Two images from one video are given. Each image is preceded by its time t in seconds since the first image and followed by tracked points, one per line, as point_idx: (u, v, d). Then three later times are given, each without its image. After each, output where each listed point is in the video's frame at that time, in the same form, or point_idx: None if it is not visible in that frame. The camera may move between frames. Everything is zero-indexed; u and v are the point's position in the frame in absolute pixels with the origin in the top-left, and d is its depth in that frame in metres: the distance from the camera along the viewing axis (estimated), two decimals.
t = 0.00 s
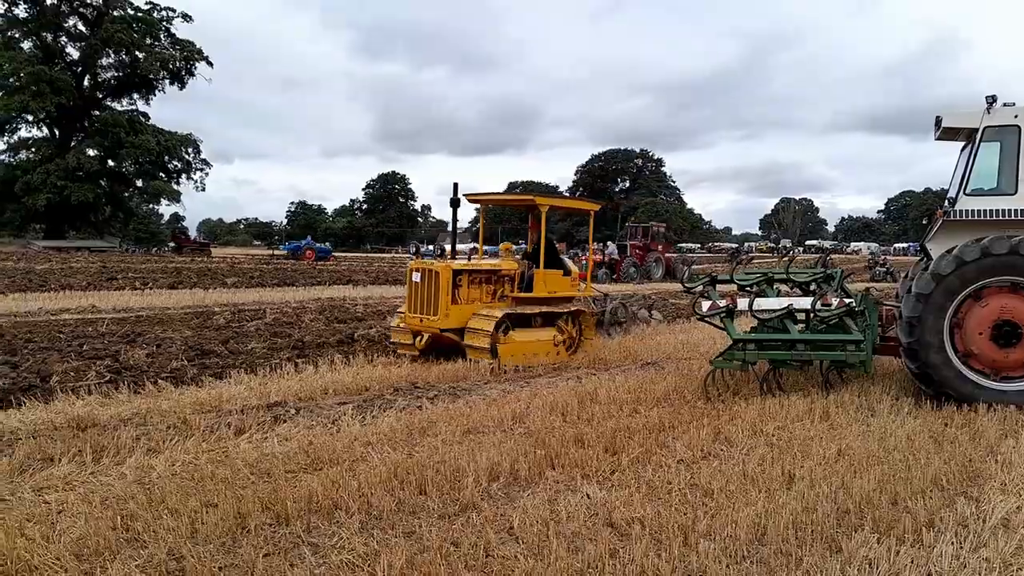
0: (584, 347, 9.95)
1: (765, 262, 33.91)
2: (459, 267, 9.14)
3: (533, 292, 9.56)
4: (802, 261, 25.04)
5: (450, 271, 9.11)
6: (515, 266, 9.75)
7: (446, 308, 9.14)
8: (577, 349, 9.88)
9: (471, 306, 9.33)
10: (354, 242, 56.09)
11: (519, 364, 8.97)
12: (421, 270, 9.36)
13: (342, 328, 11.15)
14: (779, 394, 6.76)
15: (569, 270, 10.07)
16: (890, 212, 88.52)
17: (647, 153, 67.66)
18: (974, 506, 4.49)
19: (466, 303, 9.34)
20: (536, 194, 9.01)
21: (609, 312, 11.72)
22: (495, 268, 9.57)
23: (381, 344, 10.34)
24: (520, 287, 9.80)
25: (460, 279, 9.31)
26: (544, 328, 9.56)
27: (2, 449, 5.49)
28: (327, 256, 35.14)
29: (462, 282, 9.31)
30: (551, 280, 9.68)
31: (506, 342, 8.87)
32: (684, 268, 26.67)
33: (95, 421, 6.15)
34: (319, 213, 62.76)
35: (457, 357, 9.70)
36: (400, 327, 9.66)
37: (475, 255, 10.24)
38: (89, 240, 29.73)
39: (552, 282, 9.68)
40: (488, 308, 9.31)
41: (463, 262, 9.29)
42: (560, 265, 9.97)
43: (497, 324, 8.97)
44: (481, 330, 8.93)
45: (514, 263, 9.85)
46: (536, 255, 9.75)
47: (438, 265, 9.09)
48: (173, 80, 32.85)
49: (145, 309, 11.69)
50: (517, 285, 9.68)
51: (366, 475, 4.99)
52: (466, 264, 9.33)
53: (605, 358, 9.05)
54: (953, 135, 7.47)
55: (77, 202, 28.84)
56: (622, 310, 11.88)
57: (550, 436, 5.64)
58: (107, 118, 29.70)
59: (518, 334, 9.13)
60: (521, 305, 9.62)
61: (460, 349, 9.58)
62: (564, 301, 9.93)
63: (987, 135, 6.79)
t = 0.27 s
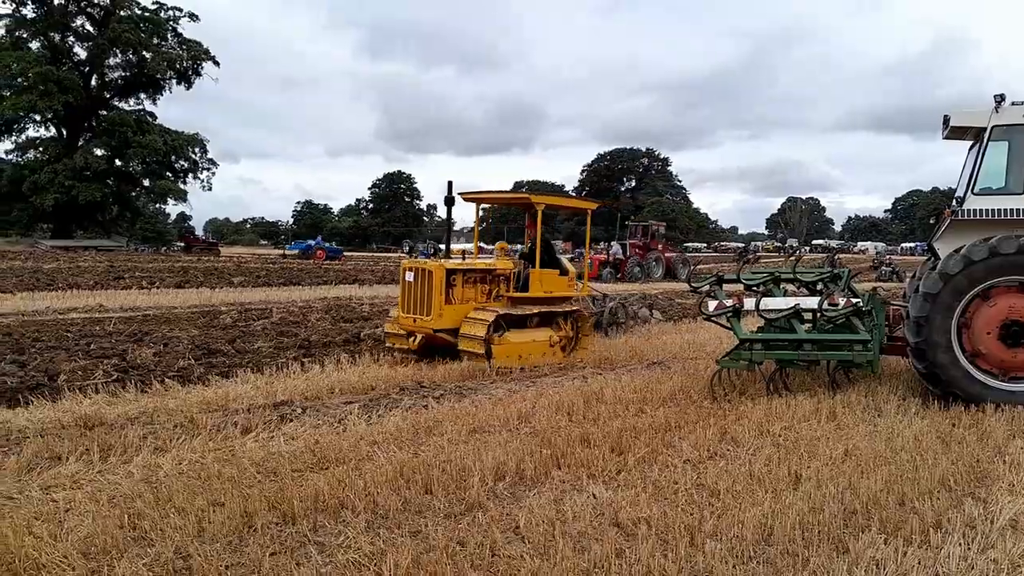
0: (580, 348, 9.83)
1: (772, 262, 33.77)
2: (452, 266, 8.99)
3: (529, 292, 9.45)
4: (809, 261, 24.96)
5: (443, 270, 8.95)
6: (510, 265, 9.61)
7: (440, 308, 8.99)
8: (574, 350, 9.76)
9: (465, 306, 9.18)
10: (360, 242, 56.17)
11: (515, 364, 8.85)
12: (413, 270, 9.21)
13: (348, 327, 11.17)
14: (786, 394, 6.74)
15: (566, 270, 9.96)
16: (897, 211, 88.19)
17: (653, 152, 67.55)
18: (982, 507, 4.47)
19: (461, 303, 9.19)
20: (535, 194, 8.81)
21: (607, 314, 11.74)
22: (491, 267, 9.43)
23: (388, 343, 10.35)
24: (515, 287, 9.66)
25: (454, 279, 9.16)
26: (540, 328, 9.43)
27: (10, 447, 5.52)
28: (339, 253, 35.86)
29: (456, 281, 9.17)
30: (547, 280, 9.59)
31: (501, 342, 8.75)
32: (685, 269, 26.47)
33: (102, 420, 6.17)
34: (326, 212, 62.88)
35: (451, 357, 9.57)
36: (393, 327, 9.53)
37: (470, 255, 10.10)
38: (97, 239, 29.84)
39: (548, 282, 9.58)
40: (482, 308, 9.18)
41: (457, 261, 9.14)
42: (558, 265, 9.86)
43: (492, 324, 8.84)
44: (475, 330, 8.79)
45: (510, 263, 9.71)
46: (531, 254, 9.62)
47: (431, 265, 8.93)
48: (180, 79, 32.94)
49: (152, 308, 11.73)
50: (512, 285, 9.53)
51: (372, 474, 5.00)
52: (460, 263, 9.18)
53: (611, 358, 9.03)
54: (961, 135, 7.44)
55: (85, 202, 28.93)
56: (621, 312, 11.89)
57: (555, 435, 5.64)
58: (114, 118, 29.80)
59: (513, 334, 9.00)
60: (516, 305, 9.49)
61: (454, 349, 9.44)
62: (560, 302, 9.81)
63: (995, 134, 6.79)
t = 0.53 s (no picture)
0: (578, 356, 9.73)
1: (781, 268, 33.68)
2: (448, 275, 8.86)
3: (527, 300, 9.33)
4: (820, 269, 24.86)
5: (439, 279, 8.82)
6: (507, 274, 9.51)
7: (435, 318, 8.86)
8: (572, 359, 9.65)
9: (461, 315, 9.06)
10: (368, 249, 56.29)
11: (512, 374, 8.73)
12: (408, 278, 9.08)
13: (357, 335, 11.18)
14: (796, 402, 6.70)
15: (565, 278, 9.87)
16: (906, 217, 87.82)
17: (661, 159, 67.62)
18: (995, 516, 4.44)
19: (456, 312, 9.06)
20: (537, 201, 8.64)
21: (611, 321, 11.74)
22: (487, 276, 9.30)
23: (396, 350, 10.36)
24: (513, 295, 9.56)
25: (450, 287, 9.02)
26: (537, 337, 9.33)
27: (22, 455, 5.54)
28: (351, 263, 36.37)
29: (451, 290, 9.03)
30: (545, 288, 9.47)
31: (497, 351, 8.64)
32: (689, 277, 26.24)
33: (112, 428, 6.20)
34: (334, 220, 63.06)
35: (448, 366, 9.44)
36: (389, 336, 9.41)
37: (468, 262, 9.98)
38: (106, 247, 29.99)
39: (547, 289, 9.46)
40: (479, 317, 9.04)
41: (452, 270, 9.01)
42: (556, 272, 9.75)
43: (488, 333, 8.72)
44: (471, 339, 8.68)
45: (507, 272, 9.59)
46: (530, 262, 9.50)
47: (427, 273, 8.79)
48: (189, 88, 33.16)
49: (162, 316, 11.78)
50: (509, 293, 9.41)
51: (382, 483, 5.00)
52: (456, 271, 9.04)
53: (620, 365, 9.04)
54: (971, 141, 7.41)
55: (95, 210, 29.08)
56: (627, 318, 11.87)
57: (564, 444, 5.63)
58: (124, 127, 30.00)
59: (510, 343, 8.90)
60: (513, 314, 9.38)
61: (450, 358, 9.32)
62: (558, 310, 9.70)
63: (1005, 141, 6.78)
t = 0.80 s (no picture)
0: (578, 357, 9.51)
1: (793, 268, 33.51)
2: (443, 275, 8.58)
3: (526, 300, 9.06)
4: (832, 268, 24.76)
5: (434, 279, 8.54)
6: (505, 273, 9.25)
7: (430, 319, 8.60)
8: (571, 360, 9.43)
9: (456, 316, 8.79)
10: (377, 250, 56.39)
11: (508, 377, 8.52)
12: (403, 278, 8.81)
13: (366, 335, 11.21)
14: (806, 402, 6.68)
15: (565, 277, 9.60)
16: (917, 218, 87.35)
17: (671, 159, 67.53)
18: (1007, 516, 4.41)
19: (452, 313, 8.80)
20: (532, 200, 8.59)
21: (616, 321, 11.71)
22: (485, 276, 9.03)
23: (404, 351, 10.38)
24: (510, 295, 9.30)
25: (446, 288, 8.75)
26: (535, 338, 9.10)
27: (34, 454, 5.58)
28: (365, 264, 36.59)
29: (447, 290, 8.76)
30: (544, 288, 9.20)
31: (494, 354, 8.41)
32: (692, 276, 26.21)
33: (123, 428, 6.23)
34: (343, 221, 63.21)
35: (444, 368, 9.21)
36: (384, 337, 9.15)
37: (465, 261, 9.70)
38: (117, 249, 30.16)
39: (546, 289, 9.20)
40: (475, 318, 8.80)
41: (448, 270, 8.73)
42: (556, 272, 9.49)
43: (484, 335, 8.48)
44: (467, 341, 8.44)
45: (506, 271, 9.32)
46: (529, 262, 9.22)
47: (421, 274, 8.52)
48: (199, 91, 33.32)
49: (173, 317, 11.84)
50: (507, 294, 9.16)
51: (391, 482, 5.00)
52: (452, 272, 8.77)
53: (629, 365, 9.03)
54: (982, 140, 7.37)
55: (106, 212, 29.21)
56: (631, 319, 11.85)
57: (573, 443, 5.62)
58: (135, 129, 30.17)
59: (507, 345, 8.67)
60: (511, 315, 9.13)
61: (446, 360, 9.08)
62: (557, 310, 9.45)
63: (1017, 139, 6.78)
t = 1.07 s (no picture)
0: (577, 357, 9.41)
1: (803, 266, 33.37)
2: (438, 272, 8.54)
3: (523, 298, 8.99)
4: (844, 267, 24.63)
5: (429, 277, 8.50)
6: (503, 272, 9.19)
7: (425, 318, 8.54)
8: (570, 360, 9.34)
9: (452, 315, 8.73)
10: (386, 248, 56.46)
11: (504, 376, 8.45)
12: (397, 277, 8.76)
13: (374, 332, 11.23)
14: (816, 400, 6.66)
15: (565, 276, 9.52)
16: (929, 216, 86.79)
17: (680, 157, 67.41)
18: (1020, 517, 4.38)
19: (447, 312, 8.74)
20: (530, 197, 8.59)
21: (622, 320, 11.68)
22: (481, 274, 8.97)
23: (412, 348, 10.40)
24: (508, 294, 9.24)
25: (441, 286, 8.71)
26: (533, 337, 9.02)
27: (46, 450, 5.62)
28: (377, 262, 36.67)
29: (443, 289, 8.71)
30: (542, 286, 9.12)
31: (489, 353, 8.34)
32: (695, 273, 26.09)
33: (135, 424, 6.27)
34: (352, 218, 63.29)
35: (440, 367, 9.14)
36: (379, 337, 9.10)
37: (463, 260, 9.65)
38: (128, 246, 30.30)
39: (544, 288, 9.13)
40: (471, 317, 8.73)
41: (443, 268, 8.68)
42: (555, 270, 9.38)
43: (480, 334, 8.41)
44: (462, 340, 8.38)
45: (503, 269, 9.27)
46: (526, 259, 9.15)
47: (416, 271, 8.48)
48: (209, 89, 33.42)
49: (183, 314, 11.89)
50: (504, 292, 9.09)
51: (401, 479, 5.01)
52: (448, 269, 8.73)
53: (638, 363, 9.02)
54: (995, 138, 7.32)
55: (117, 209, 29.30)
56: (633, 317, 11.75)
57: (582, 441, 5.62)
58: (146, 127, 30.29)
59: (503, 344, 8.59)
60: (509, 314, 9.06)
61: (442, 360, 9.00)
62: (556, 310, 9.37)
63: None
